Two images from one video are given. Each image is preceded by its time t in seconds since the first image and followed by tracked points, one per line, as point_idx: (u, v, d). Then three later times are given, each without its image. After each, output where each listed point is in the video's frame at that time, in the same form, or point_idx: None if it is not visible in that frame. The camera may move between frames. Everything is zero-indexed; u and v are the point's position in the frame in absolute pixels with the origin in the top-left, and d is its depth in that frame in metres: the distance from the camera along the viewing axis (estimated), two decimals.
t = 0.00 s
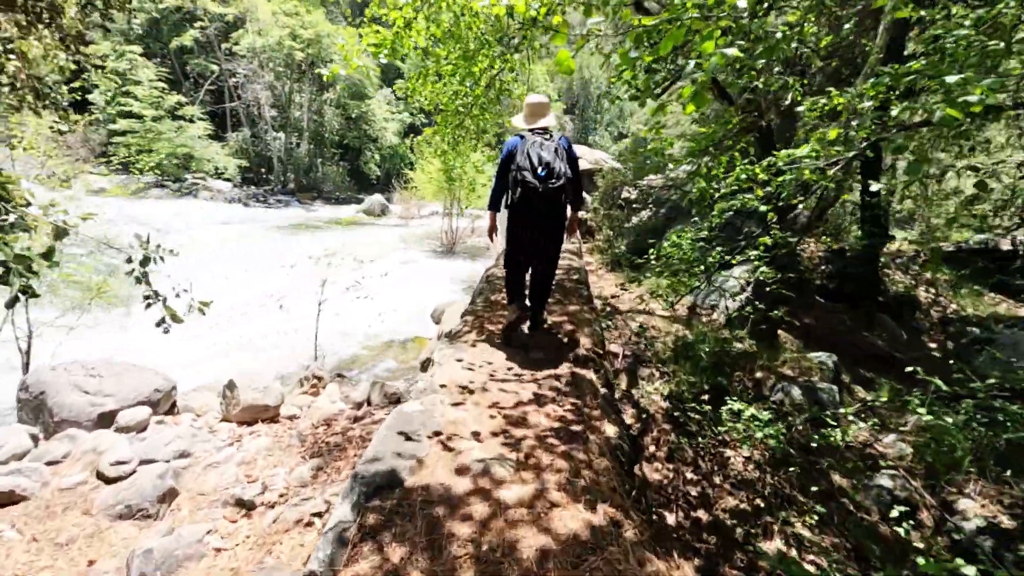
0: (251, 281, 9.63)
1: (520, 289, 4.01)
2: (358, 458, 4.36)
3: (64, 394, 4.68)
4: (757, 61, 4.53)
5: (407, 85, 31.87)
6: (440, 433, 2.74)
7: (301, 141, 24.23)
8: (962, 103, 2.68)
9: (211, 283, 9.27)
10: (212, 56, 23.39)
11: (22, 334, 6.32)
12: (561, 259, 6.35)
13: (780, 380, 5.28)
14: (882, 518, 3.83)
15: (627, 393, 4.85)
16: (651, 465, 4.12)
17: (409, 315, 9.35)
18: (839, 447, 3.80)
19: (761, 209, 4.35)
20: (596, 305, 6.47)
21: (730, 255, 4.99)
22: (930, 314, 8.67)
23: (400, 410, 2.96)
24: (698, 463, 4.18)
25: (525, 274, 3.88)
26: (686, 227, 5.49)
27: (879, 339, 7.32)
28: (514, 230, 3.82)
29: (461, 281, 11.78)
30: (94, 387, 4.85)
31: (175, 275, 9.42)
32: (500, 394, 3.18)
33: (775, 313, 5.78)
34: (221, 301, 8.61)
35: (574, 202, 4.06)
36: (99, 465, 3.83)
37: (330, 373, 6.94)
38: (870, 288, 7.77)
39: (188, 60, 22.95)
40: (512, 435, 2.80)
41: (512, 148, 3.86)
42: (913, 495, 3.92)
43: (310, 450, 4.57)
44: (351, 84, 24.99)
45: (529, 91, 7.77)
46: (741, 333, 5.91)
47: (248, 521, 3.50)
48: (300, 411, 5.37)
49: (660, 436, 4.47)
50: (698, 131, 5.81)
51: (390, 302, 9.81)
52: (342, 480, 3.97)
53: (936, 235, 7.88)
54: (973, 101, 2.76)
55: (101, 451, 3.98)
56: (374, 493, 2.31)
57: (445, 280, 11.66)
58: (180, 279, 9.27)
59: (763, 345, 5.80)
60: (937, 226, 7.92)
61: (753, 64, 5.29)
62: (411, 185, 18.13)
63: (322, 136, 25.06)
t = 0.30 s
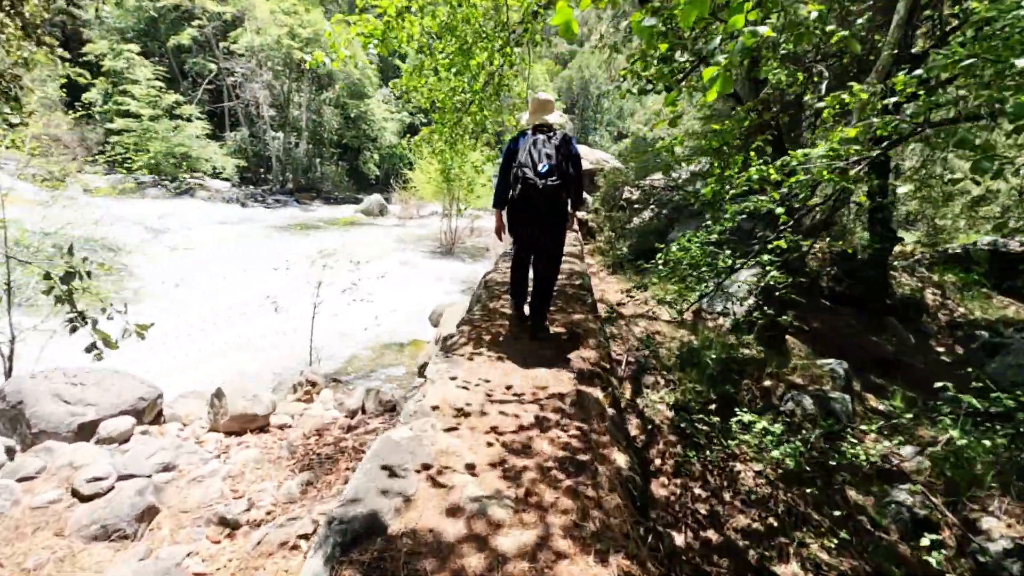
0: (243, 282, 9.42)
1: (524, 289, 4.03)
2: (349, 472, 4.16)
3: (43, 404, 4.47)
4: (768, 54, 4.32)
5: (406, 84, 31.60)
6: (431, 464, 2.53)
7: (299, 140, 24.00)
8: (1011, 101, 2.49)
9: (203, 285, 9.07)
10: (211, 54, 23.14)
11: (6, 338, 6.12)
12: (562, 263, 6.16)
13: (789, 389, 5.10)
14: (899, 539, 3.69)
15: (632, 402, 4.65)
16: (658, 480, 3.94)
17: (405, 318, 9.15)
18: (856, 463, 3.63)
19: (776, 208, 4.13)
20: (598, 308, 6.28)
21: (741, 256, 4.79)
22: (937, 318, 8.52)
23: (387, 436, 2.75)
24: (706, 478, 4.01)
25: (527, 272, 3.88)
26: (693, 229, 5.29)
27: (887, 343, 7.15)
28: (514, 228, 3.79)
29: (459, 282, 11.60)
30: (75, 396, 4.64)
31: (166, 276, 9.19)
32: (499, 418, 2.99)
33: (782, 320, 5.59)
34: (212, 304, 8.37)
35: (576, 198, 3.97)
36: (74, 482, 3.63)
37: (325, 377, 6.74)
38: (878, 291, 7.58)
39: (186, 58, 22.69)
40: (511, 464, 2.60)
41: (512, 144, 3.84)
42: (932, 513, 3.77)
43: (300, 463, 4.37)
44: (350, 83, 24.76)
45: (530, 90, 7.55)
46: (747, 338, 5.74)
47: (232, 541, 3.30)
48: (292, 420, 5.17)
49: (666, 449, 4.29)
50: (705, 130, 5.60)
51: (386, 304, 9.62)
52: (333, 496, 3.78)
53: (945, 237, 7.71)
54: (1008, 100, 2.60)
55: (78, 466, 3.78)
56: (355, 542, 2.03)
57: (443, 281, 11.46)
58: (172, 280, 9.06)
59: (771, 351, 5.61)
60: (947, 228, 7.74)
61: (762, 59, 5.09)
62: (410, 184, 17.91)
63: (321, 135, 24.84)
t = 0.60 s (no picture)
0: (240, 284, 9.26)
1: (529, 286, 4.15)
2: (342, 486, 3.96)
3: (24, 414, 4.29)
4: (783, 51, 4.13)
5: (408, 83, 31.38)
6: (423, 507, 2.31)
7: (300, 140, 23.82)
8: None
9: (199, 287, 8.90)
10: (211, 53, 22.94)
11: None
12: (566, 267, 5.96)
13: (803, 399, 4.89)
14: (924, 561, 3.49)
15: (640, 414, 4.47)
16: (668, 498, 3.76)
17: (404, 321, 8.95)
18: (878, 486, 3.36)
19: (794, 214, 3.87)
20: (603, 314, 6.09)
21: (754, 263, 4.55)
22: (949, 322, 8.31)
23: (375, 474, 2.53)
24: (718, 495, 3.83)
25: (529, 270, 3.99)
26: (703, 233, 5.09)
27: (900, 350, 6.94)
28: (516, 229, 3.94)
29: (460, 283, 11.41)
30: (58, 406, 4.46)
31: (162, 277, 9.03)
32: (500, 447, 2.78)
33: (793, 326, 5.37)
34: (208, 307, 8.18)
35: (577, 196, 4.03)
36: (50, 500, 3.43)
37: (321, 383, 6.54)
38: (889, 294, 7.44)
39: (186, 57, 22.51)
40: (512, 502, 2.38)
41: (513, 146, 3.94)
42: (957, 535, 3.57)
43: (291, 477, 4.15)
44: (351, 82, 24.56)
45: (534, 89, 7.35)
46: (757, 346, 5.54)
47: (218, 564, 3.12)
48: (285, 430, 4.97)
49: (675, 464, 4.10)
50: (715, 129, 5.40)
51: (386, 307, 9.45)
52: (326, 513, 3.59)
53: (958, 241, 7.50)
54: None
55: (56, 484, 3.60)
56: None
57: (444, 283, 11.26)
58: (167, 281, 8.90)
59: (783, 359, 5.40)
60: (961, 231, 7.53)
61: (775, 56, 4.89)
62: (411, 185, 17.71)
63: (322, 134, 24.65)
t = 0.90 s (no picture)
0: (237, 286, 9.10)
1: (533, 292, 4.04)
2: (335, 501, 3.77)
3: (5, 425, 4.12)
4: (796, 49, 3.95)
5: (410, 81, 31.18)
6: (413, 558, 2.07)
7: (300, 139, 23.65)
8: None
9: (195, 290, 8.74)
10: (211, 51, 22.76)
11: None
12: (568, 272, 5.78)
13: (815, 410, 4.70)
14: None
15: (647, 426, 4.31)
16: (677, 515, 3.62)
17: (403, 324, 8.77)
18: (893, 510, 3.16)
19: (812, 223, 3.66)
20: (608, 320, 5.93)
21: (766, 271, 4.35)
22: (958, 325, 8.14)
23: (358, 519, 2.31)
24: (729, 513, 3.69)
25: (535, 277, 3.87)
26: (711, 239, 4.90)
27: (912, 355, 6.77)
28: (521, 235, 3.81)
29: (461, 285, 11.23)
30: (41, 416, 4.29)
31: (157, 280, 8.87)
32: (497, 484, 2.58)
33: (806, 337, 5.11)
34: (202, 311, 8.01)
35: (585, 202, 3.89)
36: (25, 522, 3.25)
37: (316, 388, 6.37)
38: (898, 300, 7.40)
39: (187, 56, 22.36)
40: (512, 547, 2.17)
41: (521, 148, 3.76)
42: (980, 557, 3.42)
43: (282, 492, 3.96)
44: (352, 80, 24.36)
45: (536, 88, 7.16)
46: (767, 353, 5.37)
47: None
48: (276, 440, 4.78)
49: (684, 479, 3.94)
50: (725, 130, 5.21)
51: (384, 309, 9.29)
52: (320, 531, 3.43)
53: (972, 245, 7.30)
54: None
55: (34, 501, 3.44)
56: None
57: (444, 285, 11.08)
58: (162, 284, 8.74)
59: (793, 367, 5.22)
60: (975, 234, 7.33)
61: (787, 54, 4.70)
62: (412, 184, 17.53)
63: (323, 133, 24.49)
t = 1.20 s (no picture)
0: (230, 287, 8.90)
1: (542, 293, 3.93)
2: (323, 517, 3.57)
3: None
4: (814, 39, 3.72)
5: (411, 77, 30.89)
6: None
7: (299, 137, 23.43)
8: None
9: (187, 291, 8.54)
10: (209, 49, 22.52)
11: None
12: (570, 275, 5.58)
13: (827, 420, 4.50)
14: None
15: (653, 438, 4.12)
16: (685, 534, 3.43)
17: (400, 326, 8.55)
18: (919, 536, 2.96)
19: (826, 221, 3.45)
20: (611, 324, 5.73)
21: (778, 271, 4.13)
22: (969, 328, 7.91)
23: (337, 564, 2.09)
24: (739, 532, 3.50)
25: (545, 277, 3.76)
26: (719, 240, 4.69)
27: (923, 360, 6.56)
28: (533, 232, 3.73)
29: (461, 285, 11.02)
30: (15, 427, 4.09)
31: (148, 281, 8.67)
32: (489, 525, 2.36)
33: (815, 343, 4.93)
34: (193, 314, 7.80)
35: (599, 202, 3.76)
36: None
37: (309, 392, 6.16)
38: (910, 302, 7.20)
39: (185, 54, 22.13)
40: None
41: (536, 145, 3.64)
42: None
43: (268, 507, 3.75)
44: (351, 78, 24.09)
45: (538, 84, 6.94)
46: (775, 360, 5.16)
47: None
48: (265, 449, 4.58)
49: (691, 494, 3.74)
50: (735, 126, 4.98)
51: (382, 311, 9.08)
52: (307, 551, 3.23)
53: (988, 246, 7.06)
54: None
55: (2, 520, 3.24)
56: None
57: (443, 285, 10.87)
58: (153, 285, 8.54)
59: (803, 374, 5.00)
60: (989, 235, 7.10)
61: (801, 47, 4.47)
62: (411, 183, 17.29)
63: (322, 131, 24.26)
